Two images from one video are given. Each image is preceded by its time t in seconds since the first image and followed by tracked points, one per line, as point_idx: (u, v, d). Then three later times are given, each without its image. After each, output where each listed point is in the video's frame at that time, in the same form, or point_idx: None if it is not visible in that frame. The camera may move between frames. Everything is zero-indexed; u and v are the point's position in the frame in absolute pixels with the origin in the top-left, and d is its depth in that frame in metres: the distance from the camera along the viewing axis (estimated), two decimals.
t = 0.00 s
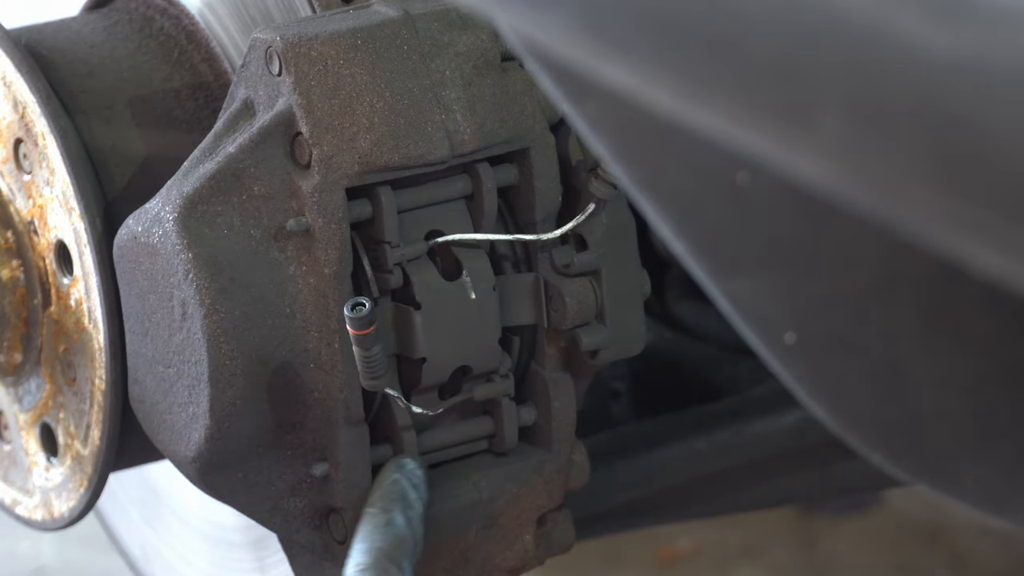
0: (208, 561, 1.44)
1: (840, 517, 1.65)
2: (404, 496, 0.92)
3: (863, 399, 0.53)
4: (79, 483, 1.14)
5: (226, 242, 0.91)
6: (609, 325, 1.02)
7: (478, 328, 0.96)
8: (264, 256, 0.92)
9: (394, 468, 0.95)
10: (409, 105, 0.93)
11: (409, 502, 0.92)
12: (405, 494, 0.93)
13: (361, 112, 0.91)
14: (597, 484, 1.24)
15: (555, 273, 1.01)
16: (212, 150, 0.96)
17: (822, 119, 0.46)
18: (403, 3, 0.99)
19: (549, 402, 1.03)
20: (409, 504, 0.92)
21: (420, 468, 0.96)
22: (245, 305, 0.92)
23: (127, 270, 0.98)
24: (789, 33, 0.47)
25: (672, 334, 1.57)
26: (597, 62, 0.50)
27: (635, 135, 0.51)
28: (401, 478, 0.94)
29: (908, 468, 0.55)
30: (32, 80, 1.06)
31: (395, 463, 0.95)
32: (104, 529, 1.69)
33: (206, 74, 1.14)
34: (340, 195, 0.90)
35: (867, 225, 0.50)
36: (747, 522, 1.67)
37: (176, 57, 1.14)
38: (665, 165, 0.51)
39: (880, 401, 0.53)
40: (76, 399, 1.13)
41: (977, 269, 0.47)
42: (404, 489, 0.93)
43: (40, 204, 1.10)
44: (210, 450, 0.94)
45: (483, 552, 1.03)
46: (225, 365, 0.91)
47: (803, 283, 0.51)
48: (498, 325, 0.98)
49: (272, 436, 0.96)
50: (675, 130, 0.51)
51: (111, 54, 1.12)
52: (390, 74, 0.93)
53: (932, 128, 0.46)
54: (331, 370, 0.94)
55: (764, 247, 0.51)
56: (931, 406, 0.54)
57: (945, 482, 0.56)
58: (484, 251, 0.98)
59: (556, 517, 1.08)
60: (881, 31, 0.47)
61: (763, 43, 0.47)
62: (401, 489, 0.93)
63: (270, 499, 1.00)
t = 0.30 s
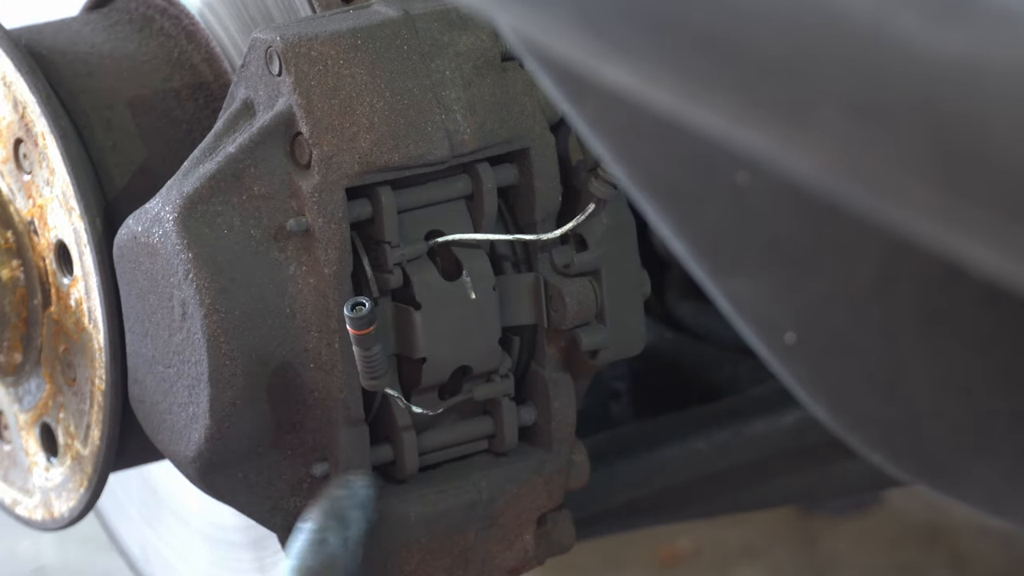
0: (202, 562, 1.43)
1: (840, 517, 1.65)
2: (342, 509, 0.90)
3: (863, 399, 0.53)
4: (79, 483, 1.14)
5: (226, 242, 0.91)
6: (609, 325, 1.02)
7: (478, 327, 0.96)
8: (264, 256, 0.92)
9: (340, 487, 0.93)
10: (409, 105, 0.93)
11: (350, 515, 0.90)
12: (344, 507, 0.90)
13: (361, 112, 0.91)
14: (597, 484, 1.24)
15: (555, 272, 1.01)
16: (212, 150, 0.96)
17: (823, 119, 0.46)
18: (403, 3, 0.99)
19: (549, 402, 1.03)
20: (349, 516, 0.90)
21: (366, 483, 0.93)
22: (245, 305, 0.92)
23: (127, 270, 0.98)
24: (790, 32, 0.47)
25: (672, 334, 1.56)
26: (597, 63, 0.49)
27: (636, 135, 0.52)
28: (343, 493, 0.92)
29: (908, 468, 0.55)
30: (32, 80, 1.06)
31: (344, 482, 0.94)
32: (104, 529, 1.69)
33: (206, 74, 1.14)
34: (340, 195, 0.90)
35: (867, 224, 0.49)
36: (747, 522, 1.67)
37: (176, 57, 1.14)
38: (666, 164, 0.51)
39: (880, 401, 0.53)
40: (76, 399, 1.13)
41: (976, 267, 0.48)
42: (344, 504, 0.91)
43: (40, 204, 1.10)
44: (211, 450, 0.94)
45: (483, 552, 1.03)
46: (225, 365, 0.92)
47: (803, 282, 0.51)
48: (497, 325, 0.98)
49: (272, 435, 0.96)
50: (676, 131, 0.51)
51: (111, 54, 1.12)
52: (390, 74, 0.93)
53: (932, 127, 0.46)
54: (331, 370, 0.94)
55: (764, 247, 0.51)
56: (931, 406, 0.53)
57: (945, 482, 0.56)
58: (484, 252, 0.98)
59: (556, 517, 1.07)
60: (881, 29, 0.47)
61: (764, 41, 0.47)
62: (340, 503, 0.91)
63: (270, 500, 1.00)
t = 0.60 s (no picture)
0: (175, 572, 1.47)
1: (840, 517, 1.65)
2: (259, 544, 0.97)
3: (863, 399, 0.53)
4: (79, 483, 1.14)
5: (226, 242, 0.91)
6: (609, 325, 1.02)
7: (478, 328, 0.96)
8: (264, 256, 0.92)
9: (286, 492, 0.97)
10: (409, 105, 0.93)
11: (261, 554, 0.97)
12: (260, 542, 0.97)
13: (361, 112, 0.91)
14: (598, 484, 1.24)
15: (555, 272, 1.01)
16: (212, 150, 0.96)
17: (822, 119, 0.47)
18: (403, 3, 0.99)
19: (549, 402, 1.03)
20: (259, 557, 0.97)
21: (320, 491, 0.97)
22: (245, 305, 0.92)
23: (127, 270, 0.98)
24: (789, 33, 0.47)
25: (672, 334, 1.56)
26: (597, 62, 0.50)
27: (636, 135, 0.51)
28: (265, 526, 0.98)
29: (907, 467, 0.55)
30: (32, 81, 1.06)
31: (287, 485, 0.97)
32: (104, 529, 1.69)
33: (206, 74, 1.14)
34: (340, 195, 0.90)
35: (865, 224, 0.49)
36: (747, 522, 1.67)
37: (176, 57, 1.14)
38: (665, 164, 0.51)
39: (880, 401, 0.53)
40: (76, 399, 1.13)
41: (976, 266, 0.47)
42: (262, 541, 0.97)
43: (40, 204, 1.10)
44: (211, 450, 0.94)
45: (483, 552, 1.03)
46: (225, 365, 0.91)
47: (803, 282, 0.51)
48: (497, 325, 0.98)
49: (272, 435, 0.96)
50: (676, 132, 0.50)
51: (111, 54, 1.12)
52: (390, 74, 0.93)
53: (931, 128, 0.46)
54: (331, 370, 0.94)
55: (764, 247, 0.51)
56: (931, 406, 0.53)
57: (945, 482, 0.55)
58: (483, 251, 0.98)
59: (555, 517, 1.08)
60: (881, 30, 0.47)
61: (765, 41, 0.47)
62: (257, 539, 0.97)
63: (270, 500, 1.00)
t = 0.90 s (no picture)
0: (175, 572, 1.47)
1: (840, 517, 1.65)
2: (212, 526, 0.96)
3: (863, 399, 0.53)
4: (79, 483, 1.14)
5: (226, 242, 0.92)
6: (609, 325, 1.02)
7: (478, 327, 0.96)
8: (264, 256, 0.92)
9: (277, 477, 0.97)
10: (409, 105, 0.93)
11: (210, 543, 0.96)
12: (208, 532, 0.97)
13: (361, 112, 0.91)
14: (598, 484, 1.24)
15: (555, 272, 1.01)
16: (212, 150, 0.96)
17: (823, 118, 0.47)
18: (403, 3, 0.99)
19: (548, 402, 1.03)
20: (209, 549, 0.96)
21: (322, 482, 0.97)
22: (246, 305, 0.92)
23: (127, 270, 0.98)
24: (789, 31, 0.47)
25: (671, 334, 1.56)
26: (598, 63, 0.50)
27: (635, 135, 0.51)
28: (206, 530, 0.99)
29: (907, 467, 0.55)
30: (32, 81, 1.06)
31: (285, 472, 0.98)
32: (104, 528, 1.69)
33: (206, 74, 1.13)
34: (340, 195, 0.90)
35: (865, 225, 0.49)
36: (747, 522, 1.67)
37: (176, 57, 1.14)
38: (665, 165, 0.51)
39: (880, 400, 0.53)
40: (76, 400, 1.13)
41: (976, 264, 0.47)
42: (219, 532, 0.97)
43: (40, 204, 1.10)
44: (210, 450, 0.94)
45: (483, 552, 1.03)
46: (225, 365, 0.92)
47: (804, 283, 0.51)
48: (497, 326, 0.98)
49: (272, 435, 0.96)
50: (674, 133, 0.50)
51: (111, 54, 1.12)
52: (390, 74, 0.93)
53: (931, 129, 0.46)
54: (331, 370, 0.94)
55: (764, 247, 0.51)
56: (931, 407, 0.53)
57: (946, 483, 0.55)
58: (483, 251, 0.98)
59: (556, 517, 1.08)
60: (881, 29, 0.47)
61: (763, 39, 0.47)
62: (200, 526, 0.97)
63: (271, 500, 0.99)
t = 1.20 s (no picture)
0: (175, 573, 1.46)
1: (840, 517, 1.65)
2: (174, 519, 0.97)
3: (863, 399, 0.53)
4: (79, 483, 1.14)
5: (226, 242, 0.92)
6: (609, 325, 1.02)
7: (478, 327, 0.96)
8: (263, 256, 0.92)
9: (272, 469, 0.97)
10: (409, 105, 0.93)
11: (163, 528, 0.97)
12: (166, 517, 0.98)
13: (361, 112, 0.91)
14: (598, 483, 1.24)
15: (555, 272, 1.01)
16: (213, 150, 0.96)
17: (822, 119, 0.47)
18: (403, 3, 0.99)
19: (548, 402, 1.03)
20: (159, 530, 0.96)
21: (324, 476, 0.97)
22: (246, 305, 0.92)
23: (127, 270, 0.98)
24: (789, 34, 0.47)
25: (672, 333, 1.56)
26: (598, 63, 0.50)
27: (634, 135, 0.51)
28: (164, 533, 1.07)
29: (907, 467, 0.55)
30: (32, 81, 1.06)
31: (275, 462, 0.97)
32: (104, 528, 1.69)
33: (206, 74, 1.13)
34: (340, 195, 0.90)
35: (865, 226, 0.49)
36: (747, 522, 1.67)
37: (176, 57, 1.14)
38: (665, 164, 0.51)
39: (881, 400, 0.53)
40: (76, 400, 1.13)
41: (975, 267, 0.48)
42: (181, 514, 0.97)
43: (40, 204, 1.10)
44: (210, 450, 0.94)
45: (483, 552, 1.03)
46: (225, 365, 0.92)
47: (803, 283, 0.51)
48: (497, 326, 0.98)
49: (272, 435, 0.96)
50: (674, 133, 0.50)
51: (111, 54, 1.12)
52: (390, 74, 0.93)
53: (933, 132, 0.47)
54: (331, 370, 0.94)
55: (761, 248, 0.51)
56: (931, 407, 0.53)
57: (946, 483, 0.55)
58: (483, 251, 0.98)
59: (556, 517, 1.08)
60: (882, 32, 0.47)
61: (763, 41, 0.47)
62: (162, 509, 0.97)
63: (271, 500, 0.99)
